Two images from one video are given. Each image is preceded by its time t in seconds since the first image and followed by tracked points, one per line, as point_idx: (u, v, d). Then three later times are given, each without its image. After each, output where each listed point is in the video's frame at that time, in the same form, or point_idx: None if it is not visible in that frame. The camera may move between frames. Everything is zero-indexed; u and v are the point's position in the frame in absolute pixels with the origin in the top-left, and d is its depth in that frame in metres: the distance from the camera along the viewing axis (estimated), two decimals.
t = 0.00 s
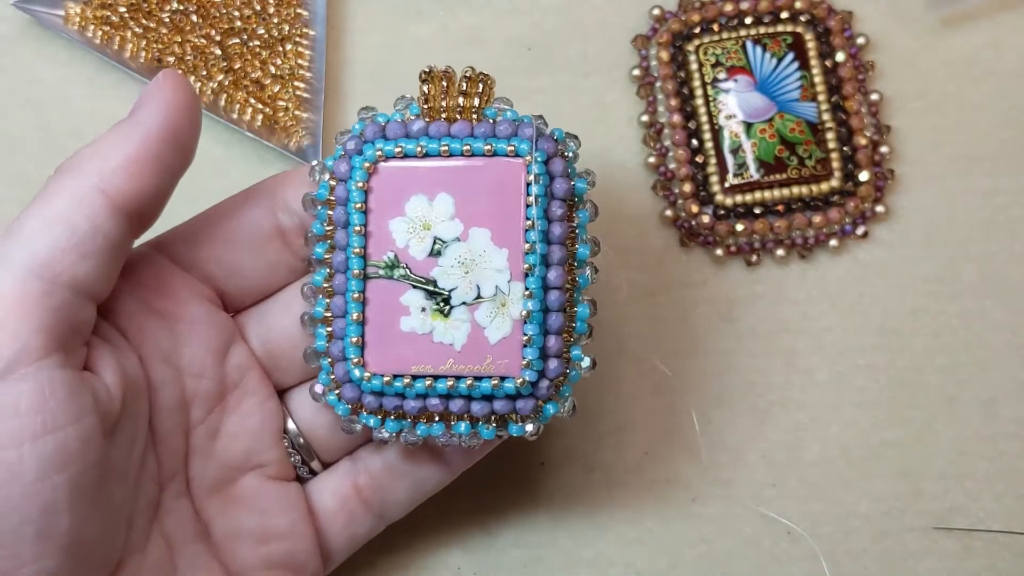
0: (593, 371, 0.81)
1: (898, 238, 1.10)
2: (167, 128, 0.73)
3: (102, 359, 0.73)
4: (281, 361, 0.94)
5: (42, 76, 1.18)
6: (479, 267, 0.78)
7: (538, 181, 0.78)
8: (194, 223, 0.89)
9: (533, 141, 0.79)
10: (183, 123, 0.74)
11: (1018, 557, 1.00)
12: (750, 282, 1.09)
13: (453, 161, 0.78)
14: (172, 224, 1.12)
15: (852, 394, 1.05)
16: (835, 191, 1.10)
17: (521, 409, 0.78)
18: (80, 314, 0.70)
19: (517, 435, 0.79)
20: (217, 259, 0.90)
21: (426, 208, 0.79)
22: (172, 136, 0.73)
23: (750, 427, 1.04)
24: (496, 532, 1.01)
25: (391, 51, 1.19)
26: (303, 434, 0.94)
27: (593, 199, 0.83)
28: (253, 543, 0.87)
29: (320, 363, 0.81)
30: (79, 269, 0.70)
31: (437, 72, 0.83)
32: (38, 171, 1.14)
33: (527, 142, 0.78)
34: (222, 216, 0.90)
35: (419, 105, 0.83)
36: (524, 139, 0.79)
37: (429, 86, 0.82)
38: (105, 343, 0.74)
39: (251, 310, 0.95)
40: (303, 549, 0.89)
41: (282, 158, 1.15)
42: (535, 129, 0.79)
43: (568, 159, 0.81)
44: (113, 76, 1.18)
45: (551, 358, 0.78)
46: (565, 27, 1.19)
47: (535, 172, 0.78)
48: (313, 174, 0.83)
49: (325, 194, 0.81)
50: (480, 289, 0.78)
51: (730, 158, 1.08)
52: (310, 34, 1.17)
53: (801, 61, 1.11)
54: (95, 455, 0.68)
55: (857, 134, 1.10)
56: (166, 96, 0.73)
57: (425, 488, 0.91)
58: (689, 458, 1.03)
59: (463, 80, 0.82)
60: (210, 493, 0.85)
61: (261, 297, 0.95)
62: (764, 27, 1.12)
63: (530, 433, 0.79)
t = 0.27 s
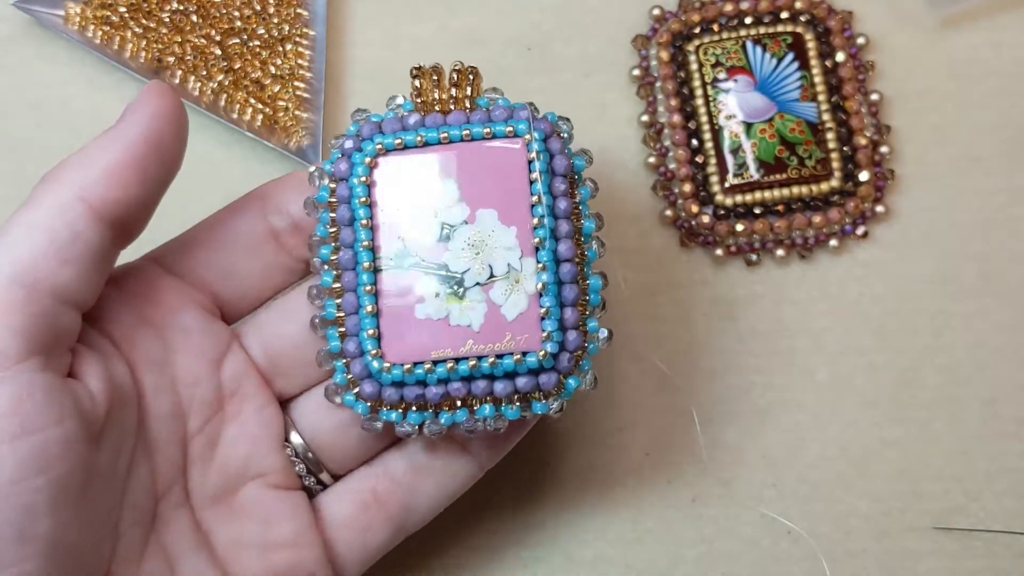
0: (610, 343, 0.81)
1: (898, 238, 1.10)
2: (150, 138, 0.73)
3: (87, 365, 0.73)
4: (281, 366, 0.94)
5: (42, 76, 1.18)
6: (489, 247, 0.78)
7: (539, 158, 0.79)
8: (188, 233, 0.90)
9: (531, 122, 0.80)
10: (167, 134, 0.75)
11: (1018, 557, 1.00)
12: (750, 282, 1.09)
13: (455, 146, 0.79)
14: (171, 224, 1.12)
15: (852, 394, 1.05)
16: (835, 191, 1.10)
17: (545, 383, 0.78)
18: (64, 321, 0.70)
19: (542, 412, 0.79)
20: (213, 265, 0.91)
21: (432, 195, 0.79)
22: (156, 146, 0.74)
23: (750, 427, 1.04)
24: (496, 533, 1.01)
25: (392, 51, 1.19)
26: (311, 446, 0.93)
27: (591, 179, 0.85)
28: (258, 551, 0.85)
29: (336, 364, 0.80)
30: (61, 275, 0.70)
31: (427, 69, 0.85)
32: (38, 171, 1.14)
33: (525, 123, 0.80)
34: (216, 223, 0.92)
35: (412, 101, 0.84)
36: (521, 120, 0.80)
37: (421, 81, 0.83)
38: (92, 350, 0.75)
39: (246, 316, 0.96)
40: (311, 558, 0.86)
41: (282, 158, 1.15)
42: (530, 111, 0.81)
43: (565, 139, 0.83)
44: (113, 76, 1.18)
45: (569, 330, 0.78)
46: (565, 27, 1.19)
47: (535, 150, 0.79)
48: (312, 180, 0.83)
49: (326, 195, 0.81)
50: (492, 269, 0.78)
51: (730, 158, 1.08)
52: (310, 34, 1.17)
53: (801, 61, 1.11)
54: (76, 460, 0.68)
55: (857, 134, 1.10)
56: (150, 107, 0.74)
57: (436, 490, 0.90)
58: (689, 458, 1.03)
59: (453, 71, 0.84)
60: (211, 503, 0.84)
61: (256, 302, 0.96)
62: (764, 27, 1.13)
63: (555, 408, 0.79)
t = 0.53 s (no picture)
0: (625, 354, 0.83)
1: (898, 238, 1.10)
2: (168, 141, 0.73)
3: (102, 366, 0.73)
4: (296, 372, 0.93)
5: (42, 75, 1.18)
6: (510, 261, 0.78)
7: (560, 172, 0.79)
8: (210, 244, 0.91)
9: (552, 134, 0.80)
10: (185, 137, 0.74)
11: (1018, 557, 1.00)
12: (750, 282, 1.09)
13: (475, 159, 0.79)
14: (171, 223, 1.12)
15: (852, 394, 1.05)
16: (835, 191, 1.10)
17: (563, 397, 0.79)
18: (77, 321, 0.70)
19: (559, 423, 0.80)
20: (230, 274, 0.91)
21: (452, 207, 0.79)
22: (173, 149, 0.73)
23: (750, 427, 1.04)
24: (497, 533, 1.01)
25: (391, 51, 1.19)
26: (325, 451, 0.92)
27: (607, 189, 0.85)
28: (269, 556, 0.85)
29: (354, 373, 0.80)
30: (74, 276, 0.70)
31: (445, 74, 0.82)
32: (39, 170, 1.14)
33: (546, 135, 0.79)
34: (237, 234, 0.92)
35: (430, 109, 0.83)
36: (542, 132, 0.80)
37: (439, 90, 0.82)
38: (107, 352, 0.75)
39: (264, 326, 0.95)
40: (322, 561, 0.86)
41: (282, 158, 1.15)
42: (550, 122, 0.80)
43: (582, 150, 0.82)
44: (113, 76, 1.18)
45: (588, 345, 0.80)
46: (565, 27, 1.19)
47: (557, 163, 0.79)
48: (328, 187, 0.82)
49: (344, 203, 0.80)
50: (513, 282, 0.78)
51: (730, 158, 1.08)
52: (310, 34, 1.17)
53: (801, 61, 1.11)
54: (89, 459, 0.68)
55: (857, 134, 1.10)
56: (168, 109, 0.73)
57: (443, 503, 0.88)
58: (690, 459, 1.03)
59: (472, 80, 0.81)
60: (224, 506, 0.84)
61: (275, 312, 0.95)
62: (764, 27, 1.12)
63: (570, 421, 0.80)
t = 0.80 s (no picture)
0: (630, 382, 0.81)
1: (898, 238, 1.10)
2: (175, 144, 0.73)
3: (107, 370, 0.73)
4: (297, 383, 0.93)
5: (42, 75, 1.18)
6: (511, 271, 0.78)
7: (571, 185, 0.79)
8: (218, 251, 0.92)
9: (567, 148, 0.80)
10: (192, 140, 0.74)
11: (1018, 557, 1.00)
12: (750, 282, 1.09)
13: (487, 169, 0.80)
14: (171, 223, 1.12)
15: (852, 394, 1.05)
16: (835, 192, 1.10)
17: (558, 418, 0.77)
18: (82, 325, 0.70)
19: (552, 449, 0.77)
20: (235, 280, 0.91)
21: (458, 216, 0.80)
22: (180, 152, 0.73)
23: (750, 427, 1.04)
24: (497, 534, 1.01)
25: (392, 51, 1.19)
26: (323, 464, 0.92)
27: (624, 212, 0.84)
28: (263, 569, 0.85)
29: (348, 380, 0.80)
30: (81, 279, 0.70)
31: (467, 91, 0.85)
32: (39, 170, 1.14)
33: (560, 149, 0.80)
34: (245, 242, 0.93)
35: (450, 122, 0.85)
36: (557, 146, 0.80)
37: (460, 102, 0.84)
38: (112, 356, 0.75)
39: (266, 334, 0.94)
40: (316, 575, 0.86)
41: (282, 158, 1.15)
42: (567, 138, 0.80)
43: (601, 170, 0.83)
44: (113, 76, 1.18)
45: (587, 364, 0.78)
46: (566, 27, 1.19)
47: (569, 176, 0.79)
48: (342, 194, 0.84)
49: (354, 210, 0.82)
50: (513, 294, 0.78)
51: (730, 158, 1.08)
52: (310, 33, 1.17)
53: (801, 61, 1.11)
54: (94, 464, 0.68)
55: (857, 134, 1.10)
56: (175, 113, 0.73)
57: (439, 519, 0.87)
58: (689, 459, 1.03)
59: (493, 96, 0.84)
60: (222, 515, 0.84)
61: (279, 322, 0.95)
62: (764, 27, 1.12)
63: (565, 446, 0.77)
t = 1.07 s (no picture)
0: (634, 388, 0.81)
1: (898, 238, 1.11)
2: (185, 153, 0.73)
3: (119, 378, 0.73)
4: (306, 390, 0.93)
5: (42, 75, 1.18)
6: (522, 276, 0.78)
7: (582, 193, 0.79)
8: (224, 257, 0.92)
9: (578, 157, 0.81)
10: (201, 149, 0.74)
11: (1018, 557, 1.00)
12: (750, 282, 1.09)
13: (498, 175, 0.80)
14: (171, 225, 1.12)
15: (852, 394, 1.05)
16: (835, 191, 1.10)
17: (564, 420, 0.76)
18: (95, 331, 0.70)
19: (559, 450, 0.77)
20: (243, 288, 0.91)
21: (468, 220, 0.80)
22: (190, 161, 0.73)
23: (750, 427, 1.04)
24: (497, 533, 1.01)
25: (392, 51, 1.19)
26: (332, 469, 0.92)
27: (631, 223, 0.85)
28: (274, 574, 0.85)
29: (354, 382, 0.79)
30: (94, 287, 0.69)
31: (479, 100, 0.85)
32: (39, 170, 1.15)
33: (571, 157, 0.80)
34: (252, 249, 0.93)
35: (461, 130, 0.84)
36: (568, 155, 0.80)
37: (471, 111, 0.83)
38: (123, 364, 0.75)
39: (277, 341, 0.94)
40: None
41: (282, 158, 1.15)
42: (578, 148, 0.81)
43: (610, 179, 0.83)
44: (113, 76, 1.18)
45: (595, 369, 0.77)
46: (565, 27, 1.19)
47: (579, 184, 0.79)
48: (352, 199, 0.84)
49: (365, 213, 0.82)
50: (523, 298, 0.78)
51: (730, 158, 1.08)
52: (310, 33, 1.17)
53: (800, 61, 1.11)
54: (110, 470, 0.68)
55: (856, 134, 1.10)
56: (184, 122, 0.73)
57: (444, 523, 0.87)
58: (690, 459, 1.03)
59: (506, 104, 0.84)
60: (232, 521, 0.84)
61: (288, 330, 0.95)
62: (764, 27, 1.12)
63: (572, 449, 0.77)
